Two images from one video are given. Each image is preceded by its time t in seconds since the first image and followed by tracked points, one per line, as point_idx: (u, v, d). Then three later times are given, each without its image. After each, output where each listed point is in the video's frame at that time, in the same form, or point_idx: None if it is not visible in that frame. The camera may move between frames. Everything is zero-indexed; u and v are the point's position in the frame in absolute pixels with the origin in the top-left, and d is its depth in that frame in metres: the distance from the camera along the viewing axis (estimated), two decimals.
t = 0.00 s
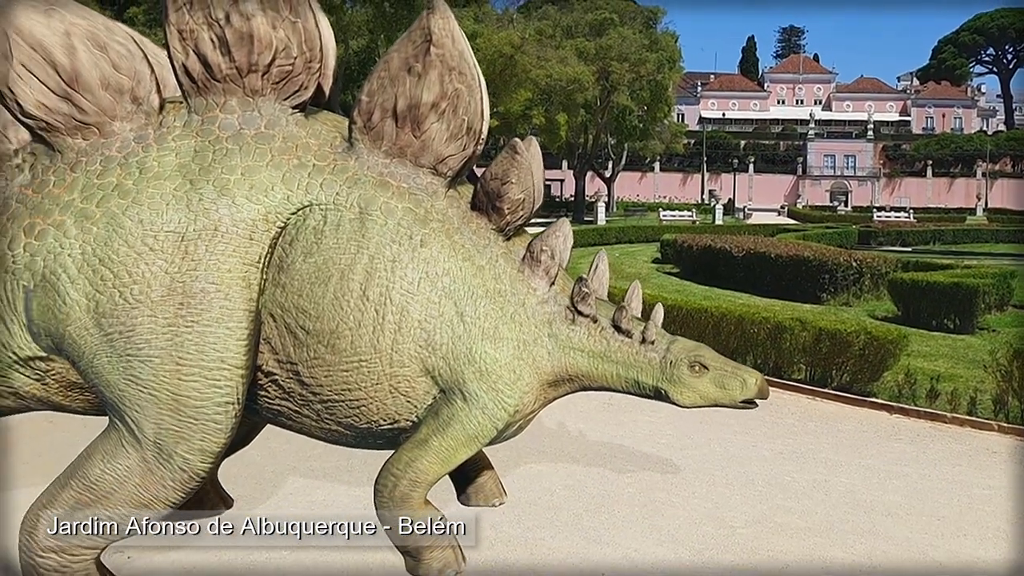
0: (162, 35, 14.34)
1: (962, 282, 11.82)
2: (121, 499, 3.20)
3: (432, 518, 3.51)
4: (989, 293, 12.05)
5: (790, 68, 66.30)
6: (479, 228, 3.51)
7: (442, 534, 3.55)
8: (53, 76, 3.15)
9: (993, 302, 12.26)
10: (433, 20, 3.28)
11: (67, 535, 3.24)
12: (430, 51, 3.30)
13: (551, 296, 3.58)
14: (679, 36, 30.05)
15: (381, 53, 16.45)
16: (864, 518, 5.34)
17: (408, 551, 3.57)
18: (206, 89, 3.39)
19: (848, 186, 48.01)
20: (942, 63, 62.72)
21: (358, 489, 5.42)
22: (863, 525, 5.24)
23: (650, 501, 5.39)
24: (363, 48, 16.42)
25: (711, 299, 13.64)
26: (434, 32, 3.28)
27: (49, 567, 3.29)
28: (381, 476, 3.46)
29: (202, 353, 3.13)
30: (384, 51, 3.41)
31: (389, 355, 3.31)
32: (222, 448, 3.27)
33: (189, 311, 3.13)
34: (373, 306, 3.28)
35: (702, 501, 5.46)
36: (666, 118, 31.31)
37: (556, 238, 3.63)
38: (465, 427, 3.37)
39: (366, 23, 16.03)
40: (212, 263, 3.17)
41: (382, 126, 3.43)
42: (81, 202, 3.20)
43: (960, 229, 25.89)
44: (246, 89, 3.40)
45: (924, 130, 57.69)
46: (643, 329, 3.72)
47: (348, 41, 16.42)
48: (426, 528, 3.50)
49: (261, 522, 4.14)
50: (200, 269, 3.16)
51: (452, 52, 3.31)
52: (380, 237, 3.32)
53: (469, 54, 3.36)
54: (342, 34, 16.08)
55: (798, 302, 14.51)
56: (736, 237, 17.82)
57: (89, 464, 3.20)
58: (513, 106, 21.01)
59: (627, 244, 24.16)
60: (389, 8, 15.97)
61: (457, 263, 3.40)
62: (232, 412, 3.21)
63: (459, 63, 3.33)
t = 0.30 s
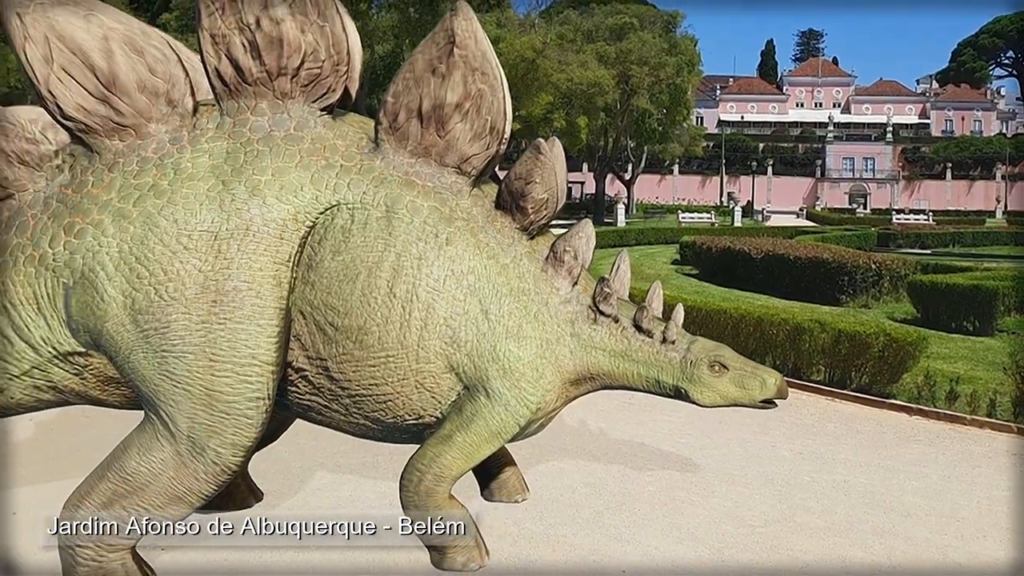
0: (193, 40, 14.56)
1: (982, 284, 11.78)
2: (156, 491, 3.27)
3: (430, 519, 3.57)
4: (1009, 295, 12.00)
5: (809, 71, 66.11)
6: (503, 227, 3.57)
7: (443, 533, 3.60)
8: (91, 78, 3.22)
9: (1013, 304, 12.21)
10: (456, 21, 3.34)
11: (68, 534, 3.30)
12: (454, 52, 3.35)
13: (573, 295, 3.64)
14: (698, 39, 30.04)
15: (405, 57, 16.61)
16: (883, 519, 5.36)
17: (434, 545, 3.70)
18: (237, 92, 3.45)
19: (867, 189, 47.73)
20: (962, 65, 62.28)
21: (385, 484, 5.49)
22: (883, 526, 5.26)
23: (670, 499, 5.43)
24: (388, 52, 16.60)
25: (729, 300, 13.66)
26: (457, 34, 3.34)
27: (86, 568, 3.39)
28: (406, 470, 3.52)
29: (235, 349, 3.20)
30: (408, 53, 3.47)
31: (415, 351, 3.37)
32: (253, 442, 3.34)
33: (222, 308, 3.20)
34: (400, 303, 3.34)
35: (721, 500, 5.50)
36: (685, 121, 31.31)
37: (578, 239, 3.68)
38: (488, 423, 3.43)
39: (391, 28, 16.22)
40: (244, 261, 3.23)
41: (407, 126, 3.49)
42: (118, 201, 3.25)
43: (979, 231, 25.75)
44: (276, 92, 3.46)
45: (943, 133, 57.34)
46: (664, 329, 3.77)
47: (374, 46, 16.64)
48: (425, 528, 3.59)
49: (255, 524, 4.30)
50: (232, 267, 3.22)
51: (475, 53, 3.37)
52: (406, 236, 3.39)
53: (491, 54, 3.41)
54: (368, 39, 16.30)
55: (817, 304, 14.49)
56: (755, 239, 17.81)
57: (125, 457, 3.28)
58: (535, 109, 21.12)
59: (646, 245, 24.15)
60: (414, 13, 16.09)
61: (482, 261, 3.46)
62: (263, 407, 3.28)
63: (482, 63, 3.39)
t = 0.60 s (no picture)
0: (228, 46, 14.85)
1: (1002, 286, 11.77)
2: (194, 483, 3.37)
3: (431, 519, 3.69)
4: None
5: (829, 75, 66.01)
6: (529, 227, 3.65)
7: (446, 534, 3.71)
8: (133, 84, 3.31)
9: None
10: (481, 24, 3.39)
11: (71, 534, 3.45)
12: (479, 55, 3.41)
13: (597, 295, 3.71)
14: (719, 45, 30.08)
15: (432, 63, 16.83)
16: (903, 518, 5.41)
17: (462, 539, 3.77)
18: (271, 97, 3.52)
19: (886, 192, 47.44)
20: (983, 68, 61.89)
21: (415, 476, 5.60)
22: (903, 525, 5.30)
23: (692, 497, 5.49)
24: (416, 57, 16.89)
25: (749, 301, 13.72)
26: (482, 36, 3.40)
27: (129, 568, 3.52)
28: (434, 465, 3.58)
29: (270, 347, 3.28)
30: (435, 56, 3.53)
31: (443, 347, 3.43)
32: (287, 436, 3.42)
33: (258, 307, 3.27)
34: (429, 300, 3.39)
35: (743, 498, 5.56)
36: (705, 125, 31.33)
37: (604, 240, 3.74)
38: (513, 419, 3.49)
39: (419, 34, 16.60)
40: (278, 261, 3.30)
41: (434, 128, 3.55)
42: (159, 202, 3.33)
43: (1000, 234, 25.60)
44: (308, 97, 3.53)
45: (963, 136, 57.00)
46: (686, 328, 3.84)
47: (402, 52, 16.97)
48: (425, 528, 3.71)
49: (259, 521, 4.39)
50: (267, 267, 3.29)
51: (499, 55, 3.43)
52: (435, 234, 3.44)
53: (515, 56, 3.47)
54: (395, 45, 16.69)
55: (837, 306, 14.49)
56: (776, 241, 17.83)
57: (165, 450, 3.38)
58: (558, 113, 21.29)
59: (667, 247, 24.16)
60: (440, 21, 16.34)
61: (509, 260, 3.52)
62: (297, 402, 3.36)
63: (506, 65, 3.44)
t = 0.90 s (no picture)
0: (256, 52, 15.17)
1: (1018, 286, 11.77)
2: (230, 474, 3.49)
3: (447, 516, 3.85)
4: None
5: (847, 77, 65.83)
6: (552, 226, 3.73)
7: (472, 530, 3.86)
8: (171, 89, 3.41)
9: None
10: (501, 27, 3.42)
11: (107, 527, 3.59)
12: (501, 57, 3.44)
13: (618, 293, 3.80)
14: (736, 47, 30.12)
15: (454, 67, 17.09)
16: (920, 515, 5.48)
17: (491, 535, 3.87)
18: (301, 101, 3.59)
19: (903, 194, 47.20)
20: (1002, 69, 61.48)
21: (441, 471, 5.69)
22: (920, 522, 5.37)
23: (711, 492, 5.58)
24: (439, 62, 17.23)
25: (766, 301, 13.79)
26: (503, 39, 3.43)
27: (171, 564, 3.64)
28: (460, 458, 3.67)
29: (302, 344, 3.37)
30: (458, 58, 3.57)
31: (470, 343, 3.52)
32: (318, 430, 3.53)
33: (291, 305, 3.36)
34: (456, 298, 3.48)
35: (761, 494, 5.63)
36: (723, 128, 31.35)
37: (625, 239, 3.82)
38: (537, 414, 3.58)
39: (443, 40, 17.61)
40: (310, 261, 3.39)
41: (458, 129, 3.62)
42: (196, 203, 3.44)
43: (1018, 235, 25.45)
44: (337, 102, 3.61)
45: (981, 137, 56.66)
46: (707, 326, 3.93)
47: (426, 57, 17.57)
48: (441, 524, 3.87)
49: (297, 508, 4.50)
50: (300, 266, 3.38)
51: (519, 57, 3.46)
52: (461, 233, 3.53)
53: (535, 57, 3.50)
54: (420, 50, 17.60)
55: (854, 306, 14.51)
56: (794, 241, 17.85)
57: (202, 442, 3.49)
58: (577, 117, 21.47)
59: (685, 248, 24.21)
60: (463, 27, 17.60)
61: (533, 259, 3.61)
62: (328, 398, 3.46)
63: (527, 66, 3.48)
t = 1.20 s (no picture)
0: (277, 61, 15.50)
1: None
2: (255, 472, 3.58)
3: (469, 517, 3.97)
4: None
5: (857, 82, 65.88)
6: (569, 228, 3.82)
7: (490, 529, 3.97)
8: (200, 98, 3.52)
9: None
10: (518, 35, 3.52)
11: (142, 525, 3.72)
12: (517, 65, 3.53)
13: (635, 294, 3.89)
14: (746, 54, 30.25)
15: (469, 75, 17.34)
16: (929, 516, 5.55)
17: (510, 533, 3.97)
18: (325, 110, 3.69)
19: (912, 198, 47.15)
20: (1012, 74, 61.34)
21: (458, 469, 5.79)
22: (928, 522, 5.45)
23: (722, 492, 5.66)
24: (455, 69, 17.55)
25: (776, 304, 13.89)
26: (519, 46, 3.52)
27: (198, 559, 3.75)
28: (480, 456, 3.75)
29: (326, 346, 3.47)
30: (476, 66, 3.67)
31: (489, 343, 3.62)
32: (341, 430, 3.62)
33: (315, 308, 3.46)
34: (475, 299, 3.57)
35: (771, 494, 5.71)
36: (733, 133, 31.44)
37: (640, 242, 3.91)
38: (553, 413, 3.68)
39: (459, 48, 18.54)
40: (335, 265, 3.49)
41: (476, 136, 3.72)
42: (224, 209, 3.55)
43: None
44: (359, 110, 3.70)
45: (989, 142, 56.58)
46: (727, 331, 4.03)
47: (443, 64, 18.61)
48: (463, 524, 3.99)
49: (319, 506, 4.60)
50: (324, 270, 3.48)
51: (536, 64, 3.55)
52: (480, 237, 3.62)
53: (550, 65, 3.60)
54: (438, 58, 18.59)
55: (863, 309, 14.57)
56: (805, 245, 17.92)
57: (229, 440, 3.59)
58: (590, 123, 21.66)
59: (695, 251, 24.31)
60: (479, 34, 18.42)
61: (550, 261, 3.71)
62: (350, 399, 3.55)
63: (543, 73, 3.57)
